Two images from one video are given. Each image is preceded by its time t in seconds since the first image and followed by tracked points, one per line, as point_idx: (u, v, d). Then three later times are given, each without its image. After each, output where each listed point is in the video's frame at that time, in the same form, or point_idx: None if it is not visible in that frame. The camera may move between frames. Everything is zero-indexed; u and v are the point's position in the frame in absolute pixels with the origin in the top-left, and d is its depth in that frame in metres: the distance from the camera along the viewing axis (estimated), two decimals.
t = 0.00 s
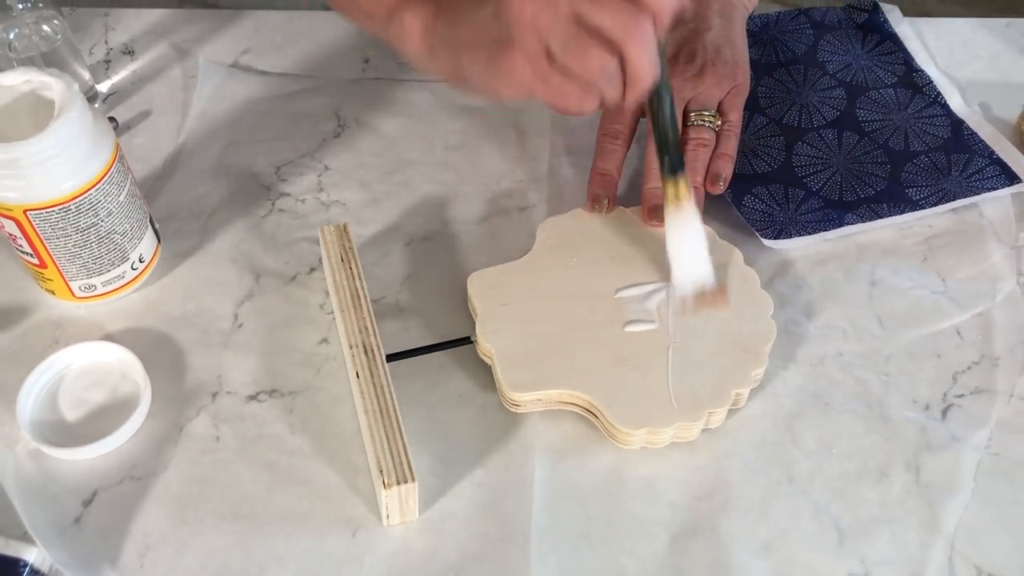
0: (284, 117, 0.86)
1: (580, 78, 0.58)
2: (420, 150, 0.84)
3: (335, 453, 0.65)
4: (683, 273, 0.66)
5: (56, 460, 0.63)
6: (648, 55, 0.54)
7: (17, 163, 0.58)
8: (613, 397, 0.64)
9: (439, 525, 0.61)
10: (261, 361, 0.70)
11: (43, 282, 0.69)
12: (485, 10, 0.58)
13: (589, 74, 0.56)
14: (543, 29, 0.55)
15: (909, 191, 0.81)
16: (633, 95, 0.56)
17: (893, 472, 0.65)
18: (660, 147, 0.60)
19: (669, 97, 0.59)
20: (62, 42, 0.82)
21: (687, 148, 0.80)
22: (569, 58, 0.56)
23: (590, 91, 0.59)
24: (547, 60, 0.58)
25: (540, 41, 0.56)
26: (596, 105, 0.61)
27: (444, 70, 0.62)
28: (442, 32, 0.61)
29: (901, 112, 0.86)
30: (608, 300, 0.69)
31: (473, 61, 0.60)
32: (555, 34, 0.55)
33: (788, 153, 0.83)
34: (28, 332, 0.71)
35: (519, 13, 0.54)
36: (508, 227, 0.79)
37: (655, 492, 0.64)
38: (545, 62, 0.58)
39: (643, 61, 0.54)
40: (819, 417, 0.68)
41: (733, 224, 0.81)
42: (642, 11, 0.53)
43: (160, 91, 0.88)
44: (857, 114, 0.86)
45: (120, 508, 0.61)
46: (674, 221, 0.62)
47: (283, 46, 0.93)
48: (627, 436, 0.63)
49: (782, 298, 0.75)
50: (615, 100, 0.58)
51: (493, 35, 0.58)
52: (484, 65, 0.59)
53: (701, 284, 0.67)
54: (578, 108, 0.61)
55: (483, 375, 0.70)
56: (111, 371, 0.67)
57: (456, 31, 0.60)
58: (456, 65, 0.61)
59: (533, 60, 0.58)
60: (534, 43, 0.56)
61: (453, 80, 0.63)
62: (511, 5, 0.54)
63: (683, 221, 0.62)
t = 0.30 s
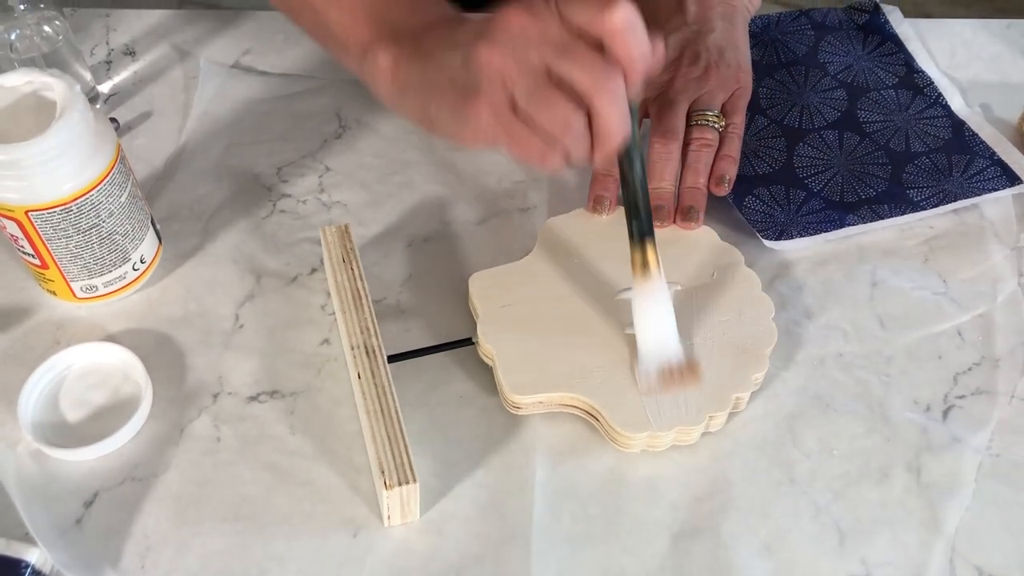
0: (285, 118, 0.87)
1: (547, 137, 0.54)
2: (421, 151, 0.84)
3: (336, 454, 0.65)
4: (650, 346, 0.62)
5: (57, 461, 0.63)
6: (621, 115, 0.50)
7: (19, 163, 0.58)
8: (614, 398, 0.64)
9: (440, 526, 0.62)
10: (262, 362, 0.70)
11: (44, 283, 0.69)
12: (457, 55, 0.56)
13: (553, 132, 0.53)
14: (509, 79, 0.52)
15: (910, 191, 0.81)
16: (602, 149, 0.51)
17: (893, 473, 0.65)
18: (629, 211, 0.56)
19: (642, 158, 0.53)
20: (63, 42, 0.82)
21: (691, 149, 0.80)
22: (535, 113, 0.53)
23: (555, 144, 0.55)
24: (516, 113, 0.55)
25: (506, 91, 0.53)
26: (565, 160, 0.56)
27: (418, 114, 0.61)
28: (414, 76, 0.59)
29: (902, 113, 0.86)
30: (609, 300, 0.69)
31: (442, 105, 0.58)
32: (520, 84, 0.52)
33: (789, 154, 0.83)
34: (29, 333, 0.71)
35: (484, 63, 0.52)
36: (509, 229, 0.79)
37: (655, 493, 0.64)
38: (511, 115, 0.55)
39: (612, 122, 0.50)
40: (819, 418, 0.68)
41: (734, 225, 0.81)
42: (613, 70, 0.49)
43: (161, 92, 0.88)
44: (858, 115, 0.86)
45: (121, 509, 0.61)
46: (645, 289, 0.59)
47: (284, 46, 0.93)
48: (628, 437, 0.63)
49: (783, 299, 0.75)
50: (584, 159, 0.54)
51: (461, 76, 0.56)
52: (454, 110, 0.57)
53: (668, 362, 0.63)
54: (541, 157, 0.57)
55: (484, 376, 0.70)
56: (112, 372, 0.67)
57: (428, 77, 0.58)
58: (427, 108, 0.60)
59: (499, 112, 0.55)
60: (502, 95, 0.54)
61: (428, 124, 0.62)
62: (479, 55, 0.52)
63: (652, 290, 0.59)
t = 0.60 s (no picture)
0: (285, 118, 0.86)
1: (520, 177, 0.55)
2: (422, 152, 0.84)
3: (337, 456, 0.64)
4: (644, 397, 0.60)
5: (56, 463, 0.63)
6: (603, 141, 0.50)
7: (19, 164, 0.58)
8: (616, 399, 0.63)
9: (441, 528, 0.61)
10: (263, 363, 0.69)
11: (44, 284, 0.69)
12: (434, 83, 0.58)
13: (530, 165, 0.53)
14: (483, 104, 0.53)
15: (913, 193, 0.81)
16: (584, 187, 0.53)
17: (896, 475, 0.65)
18: (615, 244, 0.54)
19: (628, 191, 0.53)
20: (63, 42, 0.82)
21: (692, 150, 0.80)
22: (510, 143, 0.53)
23: (530, 181, 0.55)
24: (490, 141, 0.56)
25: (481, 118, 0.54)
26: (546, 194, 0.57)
27: (397, 137, 0.65)
28: (392, 98, 0.62)
29: (904, 114, 0.86)
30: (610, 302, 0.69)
31: (420, 136, 0.61)
32: (493, 117, 0.53)
33: (791, 155, 0.82)
34: (28, 334, 0.70)
35: (461, 89, 0.53)
36: (510, 230, 0.79)
37: (657, 495, 0.63)
38: (488, 143, 0.56)
39: (594, 147, 0.50)
40: (822, 420, 0.68)
41: (735, 226, 0.81)
42: (594, 96, 0.49)
43: (161, 93, 0.88)
44: (860, 116, 0.86)
45: (120, 511, 0.61)
46: (636, 327, 0.57)
47: (284, 47, 0.93)
48: (630, 439, 0.63)
49: (785, 301, 0.75)
50: (566, 193, 0.55)
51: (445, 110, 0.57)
52: (432, 136, 0.60)
53: (665, 410, 0.61)
54: (518, 194, 0.57)
55: (485, 378, 0.69)
56: (112, 373, 0.67)
57: (408, 102, 0.61)
58: (404, 132, 0.63)
59: (473, 140, 0.56)
60: (475, 123, 0.55)
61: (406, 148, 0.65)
62: (455, 84, 0.53)
63: (643, 331, 0.57)
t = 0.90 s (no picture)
0: (288, 118, 0.86)
1: (501, 124, 0.57)
2: (425, 151, 0.84)
3: (339, 457, 0.64)
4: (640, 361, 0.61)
5: (57, 463, 0.63)
6: (583, 93, 0.50)
7: (20, 164, 0.58)
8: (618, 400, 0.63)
9: (444, 529, 0.61)
10: (265, 363, 0.69)
11: (45, 283, 0.68)
12: (407, 41, 0.57)
13: (509, 115, 0.56)
14: (457, 58, 0.54)
15: (916, 194, 0.81)
16: (563, 133, 0.52)
17: (900, 477, 0.65)
18: (603, 201, 0.54)
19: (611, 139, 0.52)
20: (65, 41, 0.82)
21: (694, 150, 0.80)
22: (488, 97, 0.55)
23: (513, 134, 0.58)
24: (465, 97, 0.58)
25: (455, 72, 0.55)
26: (525, 150, 0.60)
27: (376, 99, 0.64)
28: (373, 64, 0.62)
29: (908, 114, 0.86)
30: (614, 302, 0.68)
31: (399, 91, 0.61)
32: (470, 70, 0.54)
33: (794, 156, 0.82)
34: (30, 334, 0.70)
35: (434, 42, 0.54)
36: (513, 230, 0.79)
37: (660, 496, 0.63)
38: (465, 102, 0.58)
39: (572, 98, 0.50)
40: (825, 422, 0.67)
41: (738, 226, 0.80)
42: (566, 40, 0.50)
43: (163, 92, 0.88)
44: (863, 116, 0.85)
45: (122, 512, 0.61)
46: (625, 289, 0.58)
47: (287, 46, 0.93)
48: (633, 440, 0.63)
49: (788, 302, 0.75)
50: (546, 146, 0.57)
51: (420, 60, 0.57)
52: (408, 98, 0.60)
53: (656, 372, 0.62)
54: (500, 148, 0.60)
55: (488, 378, 0.69)
56: (114, 373, 0.67)
57: (386, 63, 0.61)
58: (386, 104, 0.63)
59: (450, 97, 0.58)
60: (450, 80, 0.57)
61: (386, 110, 0.65)
62: (428, 38, 0.54)
63: (633, 292, 0.58)
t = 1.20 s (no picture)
0: (291, 114, 0.86)
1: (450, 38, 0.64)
2: (429, 148, 0.84)
3: (343, 455, 0.64)
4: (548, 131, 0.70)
5: (61, 460, 0.63)
6: None
7: (23, 160, 0.57)
8: (624, 399, 0.63)
9: (449, 527, 0.61)
10: (269, 360, 0.69)
11: (49, 279, 0.68)
12: None
13: None
14: None
15: (922, 192, 0.80)
16: None
17: (906, 476, 0.64)
18: None
19: None
20: (68, 37, 0.82)
21: (702, 148, 0.79)
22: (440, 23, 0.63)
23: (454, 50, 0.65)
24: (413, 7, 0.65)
25: None
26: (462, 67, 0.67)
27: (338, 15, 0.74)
28: None
29: (914, 112, 0.86)
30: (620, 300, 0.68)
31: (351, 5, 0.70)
32: None
33: (800, 154, 0.82)
34: (33, 330, 0.70)
35: None
36: (517, 227, 0.78)
37: (665, 494, 0.63)
38: None
39: None
40: (831, 421, 0.67)
41: (743, 225, 0.80)
42: None
43: (166, 88, 0.88)
44: (869, 115, 0.85)
45: (125, 509, 0.61)
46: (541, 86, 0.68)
47: (291, 43, 0.92)
48: (638, 438, 0.62)
49: (794, 300, 0.74)
50: None
51: None
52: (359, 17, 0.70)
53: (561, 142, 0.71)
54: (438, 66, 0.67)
55: (492, 376, 0.69)
56: (117, 370, 0.67)
57: None
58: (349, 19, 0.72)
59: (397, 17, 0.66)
60: None
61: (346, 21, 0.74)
62: None
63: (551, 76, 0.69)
